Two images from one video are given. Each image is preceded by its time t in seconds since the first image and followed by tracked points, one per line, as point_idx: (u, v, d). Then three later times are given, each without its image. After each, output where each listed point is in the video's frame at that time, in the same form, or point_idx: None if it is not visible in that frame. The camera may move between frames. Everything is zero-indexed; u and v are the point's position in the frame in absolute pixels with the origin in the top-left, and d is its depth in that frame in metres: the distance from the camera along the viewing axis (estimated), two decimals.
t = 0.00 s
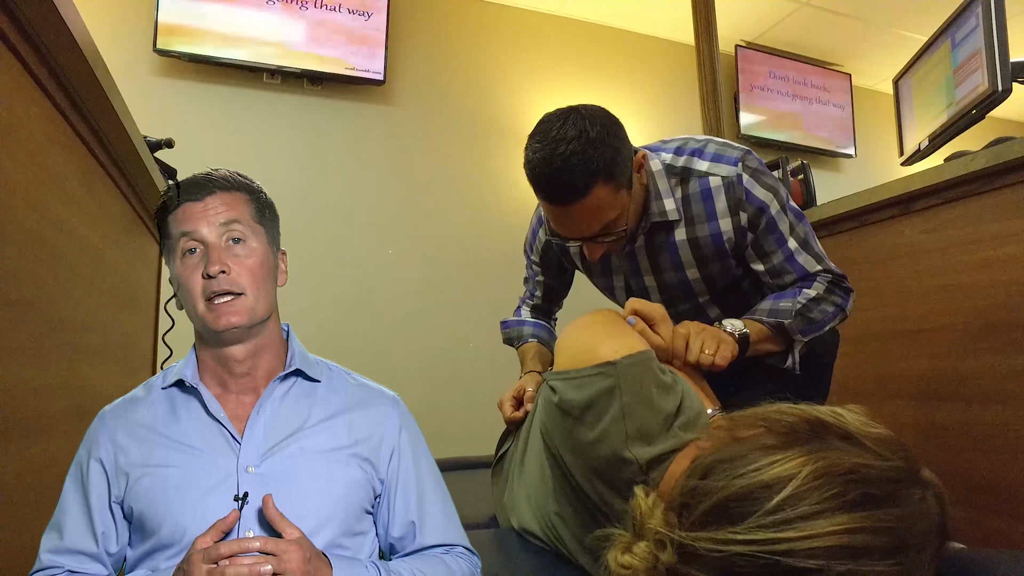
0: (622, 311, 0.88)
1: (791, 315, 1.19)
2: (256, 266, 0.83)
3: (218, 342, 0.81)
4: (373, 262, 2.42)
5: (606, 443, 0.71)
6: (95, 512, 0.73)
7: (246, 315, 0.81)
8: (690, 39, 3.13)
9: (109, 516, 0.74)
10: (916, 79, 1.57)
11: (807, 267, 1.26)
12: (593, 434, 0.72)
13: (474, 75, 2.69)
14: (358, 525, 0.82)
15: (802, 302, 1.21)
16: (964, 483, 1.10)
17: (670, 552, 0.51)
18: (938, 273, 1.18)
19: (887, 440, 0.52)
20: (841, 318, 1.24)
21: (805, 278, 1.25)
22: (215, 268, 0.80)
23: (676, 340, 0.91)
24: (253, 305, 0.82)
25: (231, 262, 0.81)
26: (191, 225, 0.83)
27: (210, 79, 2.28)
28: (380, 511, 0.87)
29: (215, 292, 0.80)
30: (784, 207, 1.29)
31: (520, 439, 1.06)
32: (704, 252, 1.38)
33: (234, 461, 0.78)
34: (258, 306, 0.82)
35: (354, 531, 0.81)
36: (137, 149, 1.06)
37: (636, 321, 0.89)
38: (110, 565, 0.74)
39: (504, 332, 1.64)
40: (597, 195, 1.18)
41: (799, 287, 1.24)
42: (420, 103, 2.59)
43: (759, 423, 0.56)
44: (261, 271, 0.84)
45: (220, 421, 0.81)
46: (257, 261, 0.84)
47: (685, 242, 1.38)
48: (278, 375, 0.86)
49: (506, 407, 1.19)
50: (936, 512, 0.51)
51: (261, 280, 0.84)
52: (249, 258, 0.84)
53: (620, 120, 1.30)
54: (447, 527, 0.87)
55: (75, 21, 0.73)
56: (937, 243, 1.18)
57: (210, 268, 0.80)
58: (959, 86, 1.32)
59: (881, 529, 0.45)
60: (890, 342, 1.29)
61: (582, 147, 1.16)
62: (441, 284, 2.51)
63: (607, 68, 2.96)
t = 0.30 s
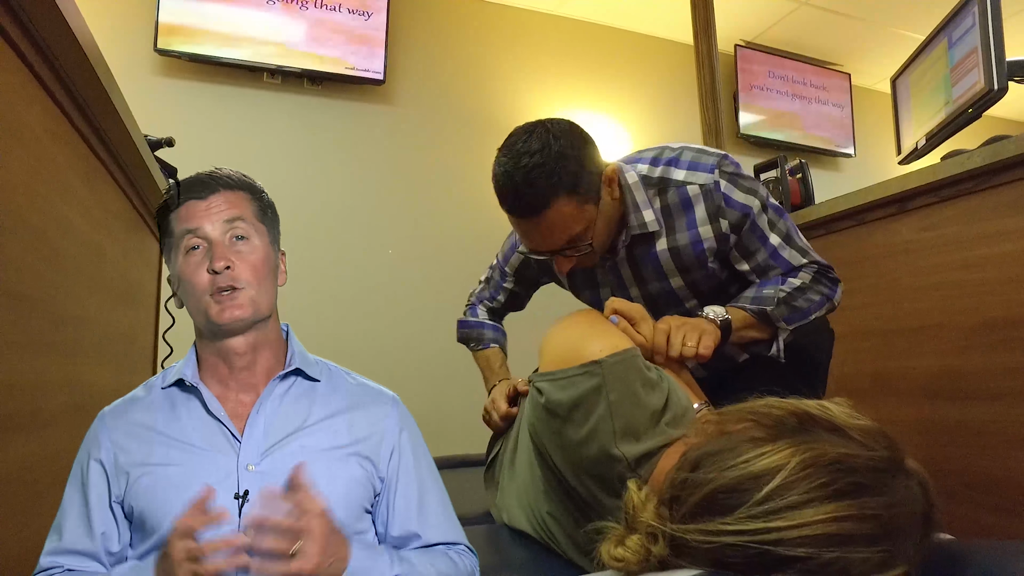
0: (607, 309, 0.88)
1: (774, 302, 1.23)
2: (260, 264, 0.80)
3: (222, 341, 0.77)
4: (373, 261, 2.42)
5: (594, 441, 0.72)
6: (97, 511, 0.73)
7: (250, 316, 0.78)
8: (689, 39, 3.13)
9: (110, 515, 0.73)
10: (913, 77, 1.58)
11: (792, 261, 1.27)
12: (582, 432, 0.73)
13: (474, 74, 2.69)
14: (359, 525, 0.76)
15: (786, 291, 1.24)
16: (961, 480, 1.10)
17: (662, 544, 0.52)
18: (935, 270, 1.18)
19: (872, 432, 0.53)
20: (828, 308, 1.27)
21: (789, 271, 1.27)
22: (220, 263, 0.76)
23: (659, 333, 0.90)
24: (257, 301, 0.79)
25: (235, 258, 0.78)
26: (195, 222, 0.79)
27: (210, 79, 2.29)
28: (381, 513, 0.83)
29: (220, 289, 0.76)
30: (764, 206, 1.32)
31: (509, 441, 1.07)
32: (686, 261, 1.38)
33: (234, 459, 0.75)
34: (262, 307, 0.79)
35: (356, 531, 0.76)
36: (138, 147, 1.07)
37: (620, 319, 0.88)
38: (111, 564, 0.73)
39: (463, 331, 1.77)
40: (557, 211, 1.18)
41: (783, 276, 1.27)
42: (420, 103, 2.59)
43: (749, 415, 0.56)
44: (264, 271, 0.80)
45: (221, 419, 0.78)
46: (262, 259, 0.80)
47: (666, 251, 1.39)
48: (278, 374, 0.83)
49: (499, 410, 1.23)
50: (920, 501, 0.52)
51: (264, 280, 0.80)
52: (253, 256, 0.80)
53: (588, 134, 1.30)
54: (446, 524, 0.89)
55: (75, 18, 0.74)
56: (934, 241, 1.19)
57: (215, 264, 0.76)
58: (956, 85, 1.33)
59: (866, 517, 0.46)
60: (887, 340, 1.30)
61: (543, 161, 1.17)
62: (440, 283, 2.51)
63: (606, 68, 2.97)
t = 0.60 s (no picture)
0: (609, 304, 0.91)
1: (765, 300, 1.23)
2: (256, 268, 0.83)
3: (218, 343, 0.81)
4: (373, 260, 2.43)
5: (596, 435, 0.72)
6: (94, 510, 0.73)
7: (246, 318, 0.81)
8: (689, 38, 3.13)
9: (109, 515, 0.74)
10: (912, 76, 1.58)
11: (777, 255, 1.27)
12: (584, 426, 0.73)
13: (474, 73, 2.70)
14: (359, 522, 0.79)
15: (773, 284, 1.24)
16: (959, 476, 1.11)
17: (657, 536, 0.53)
18: (932, 269, 1.19)
19: (868, 426, 0.54)
20: (813, 295, 1.27)
21: (774, 263, 1.27)
22: (215, 269, 0.81)
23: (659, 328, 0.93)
24: (251, 308, 0.82)
25: (231, 263, 0.82)
26: (194, 225, 0.83)
27: (210, 78, 2.29)
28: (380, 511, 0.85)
29: (215, 293, 0.80)
30: (745, 206, 1.31)
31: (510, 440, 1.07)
32: (668, 272, 1.37)
33: (234, 459, 0.77)
34: (256, 310, 0.83)
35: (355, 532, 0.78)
36: (138, 146, 1.07)
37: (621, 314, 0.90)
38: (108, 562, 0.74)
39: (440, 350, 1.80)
40: (520, 231, 1.18)
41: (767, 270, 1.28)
42: (419, 102, 2.60)
43: (746, 411, 0.57)
44: (260, 275, 0.84)
45: (220, 419, 0.80)
46: (257, 264, 0.84)
47: (646, 265, 1.36)
48: (278, 375, 0.85)
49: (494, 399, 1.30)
50: (915, 495, 0.52)
51: (260, 283, 0.84)
52: (250, 260, 0.84)
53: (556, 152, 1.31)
54: (447, 527, 0.88)
55: (76, 19, 0.74)
56: (931, 239, 1.19)
57: (211, 269, 0.81)
58: (953, 83, 1.33)
59: (861, 510, 0.46)
60: (884, 337, 1.30)
61: (505, 181, 1.18)
62: (439, 282, 2.52)
63: (605, 67, 2.97)
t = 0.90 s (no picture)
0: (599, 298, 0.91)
1: (746, 313, 1.24)
2: (257, 268, 0.84)
3: (219, 341, 0.81)
4: (372, 260, 2.43)
5: (592, 429, 0.72)
6: (94, 511, 0.74)
7: (247, 315, 0.82)
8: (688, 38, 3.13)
9: (109, 516, 0.75)
10: (910, 75, 1.59)
11: (759, 272, 1.28)
12: (579, 421, 0.73)
13: (474, 73, 2.70)
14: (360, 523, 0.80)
15: (755, 299, 1.25)
16: (955, 473, 1.11)
17: (649, 530, 0.53)
18: (929, 268, 1.19)
19: (859, 421, 0.54)
20: (795, 311, 1.29)
21: (757, 280, 1.28)
22: (217, 268, 0.81)
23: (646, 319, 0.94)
24: (252, 307, 0.83)
25: (233, 262, 0.82)
26: (196, 224, 0.84)
27: (210, 78, 2.30)
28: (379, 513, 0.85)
29: (216, 291, 0.81)
30: (722, 226, 1.32)
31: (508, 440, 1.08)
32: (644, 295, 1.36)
33: (234, 460, 0.78)
34: (258, 308, 0.83)
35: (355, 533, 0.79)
36: (137, 144, 1.08)
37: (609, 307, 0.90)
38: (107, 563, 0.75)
39: (428, 370, 1.85)
40: (480, 267, 1.22)
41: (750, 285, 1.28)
42: (419, 102, 2.60)
43: (740, 405, 0.57)
44: (262, 274, 0.84)
45: (220, 419, 0.81)
46: (259, 263, 0.85)
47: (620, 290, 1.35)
48: (278, 375, 0.86)
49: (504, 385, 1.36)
50: (904, 490, 0.52)
51: (262, 282, 0.84)
52: (251, 259, 0.84)
53: (518, 180, 1.32)
54: (447, 527, 0.88)
55: (76, 17, 0.74)
56: (929, 238, 1.19)
57: (212, 267, 0.81)
58: (951, 82, 1.34)
59: (849, 504, 0.47)
60: (882, 336, 1.30)
61: (462, 218, 1.21)
62: (439, 281, 2.52)
63: (605, 67, 2.97)
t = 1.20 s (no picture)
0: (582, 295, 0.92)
1: (730, 311, 1.27)
2: (257, 268, 0.84)
3: (219, 340, 0.82)
4: (371, 259, 2.44)
5: (575, 430, 0.73)
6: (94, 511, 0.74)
7: (246, 314, 0.82)
8: (688, 38, 3.14)
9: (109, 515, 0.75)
10: (906, 74, 1.59)
11: (746, 271, 1.30)
12: (561, 424, 0.74)
13: (473, 72, 2.70)
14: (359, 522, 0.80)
15: (741, 296, 1.28)
16: (951, 471, 1.12)
17: (641, 526, 0.54)
18: (925, 266, 1.19)
19: (848, 416, 0.55)
20: (789, 309, 1.29)
21: (743, 280, 1.29)
22: (217, 269, 0.81)
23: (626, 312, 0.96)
24: (252, 307, 0.83)
25: (233, 263, 0.82)
26: (196, 225, 0.84)
27: (210, 77, 2.30)
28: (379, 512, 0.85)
29: (215, 290, 0.81)
30: (707, 229, 1.32)
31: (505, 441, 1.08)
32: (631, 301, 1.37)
33: (234, 459, 0.78)
34: (257, 309, 0.83)
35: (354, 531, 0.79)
36: (137, 143, 1.08)
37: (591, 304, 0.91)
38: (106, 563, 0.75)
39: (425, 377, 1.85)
40: (457, 284, 1.21)
41: (737, 284, 1.29)
42: (418, 101, 2.60)
43: (729, 401, 0.58)
44: (262, 274, 0.85)
45: (220, 419, 0.81)
46: (259, 263, 0.85)
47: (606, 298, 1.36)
48: (278, 375, 0.86)
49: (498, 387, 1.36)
50: (892, 482, 0.53)
51: (261, 283, 0.84)
52: (251, 260, 0.84)
53: (492, 194, 1.29)
54: (448, 526, 0.89)
55: (76, 15, 0.75)
56: (925, 236, 1.19)
57: (213, 268, 0.81)
58: (947, 81, 1.34)
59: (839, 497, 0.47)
60: (879, 334, 1.31)
61: (435, 236, 1.20)
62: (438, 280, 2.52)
63: (604, 67, 2.98)
